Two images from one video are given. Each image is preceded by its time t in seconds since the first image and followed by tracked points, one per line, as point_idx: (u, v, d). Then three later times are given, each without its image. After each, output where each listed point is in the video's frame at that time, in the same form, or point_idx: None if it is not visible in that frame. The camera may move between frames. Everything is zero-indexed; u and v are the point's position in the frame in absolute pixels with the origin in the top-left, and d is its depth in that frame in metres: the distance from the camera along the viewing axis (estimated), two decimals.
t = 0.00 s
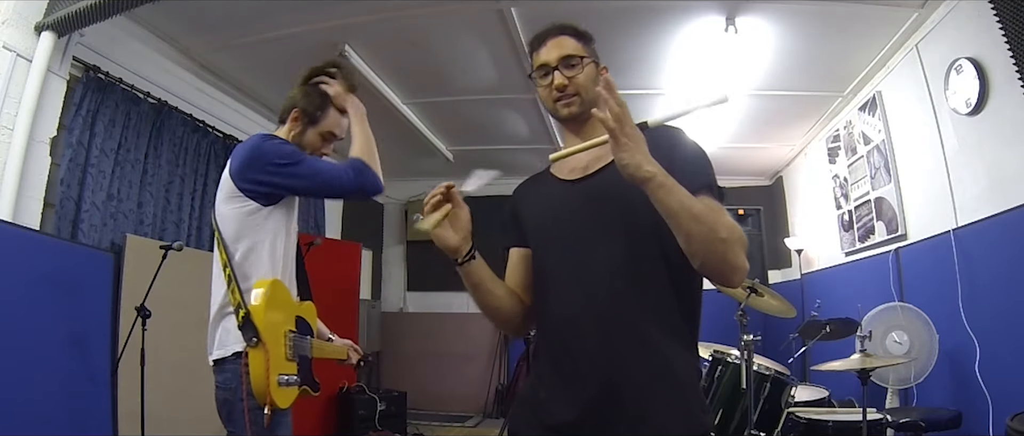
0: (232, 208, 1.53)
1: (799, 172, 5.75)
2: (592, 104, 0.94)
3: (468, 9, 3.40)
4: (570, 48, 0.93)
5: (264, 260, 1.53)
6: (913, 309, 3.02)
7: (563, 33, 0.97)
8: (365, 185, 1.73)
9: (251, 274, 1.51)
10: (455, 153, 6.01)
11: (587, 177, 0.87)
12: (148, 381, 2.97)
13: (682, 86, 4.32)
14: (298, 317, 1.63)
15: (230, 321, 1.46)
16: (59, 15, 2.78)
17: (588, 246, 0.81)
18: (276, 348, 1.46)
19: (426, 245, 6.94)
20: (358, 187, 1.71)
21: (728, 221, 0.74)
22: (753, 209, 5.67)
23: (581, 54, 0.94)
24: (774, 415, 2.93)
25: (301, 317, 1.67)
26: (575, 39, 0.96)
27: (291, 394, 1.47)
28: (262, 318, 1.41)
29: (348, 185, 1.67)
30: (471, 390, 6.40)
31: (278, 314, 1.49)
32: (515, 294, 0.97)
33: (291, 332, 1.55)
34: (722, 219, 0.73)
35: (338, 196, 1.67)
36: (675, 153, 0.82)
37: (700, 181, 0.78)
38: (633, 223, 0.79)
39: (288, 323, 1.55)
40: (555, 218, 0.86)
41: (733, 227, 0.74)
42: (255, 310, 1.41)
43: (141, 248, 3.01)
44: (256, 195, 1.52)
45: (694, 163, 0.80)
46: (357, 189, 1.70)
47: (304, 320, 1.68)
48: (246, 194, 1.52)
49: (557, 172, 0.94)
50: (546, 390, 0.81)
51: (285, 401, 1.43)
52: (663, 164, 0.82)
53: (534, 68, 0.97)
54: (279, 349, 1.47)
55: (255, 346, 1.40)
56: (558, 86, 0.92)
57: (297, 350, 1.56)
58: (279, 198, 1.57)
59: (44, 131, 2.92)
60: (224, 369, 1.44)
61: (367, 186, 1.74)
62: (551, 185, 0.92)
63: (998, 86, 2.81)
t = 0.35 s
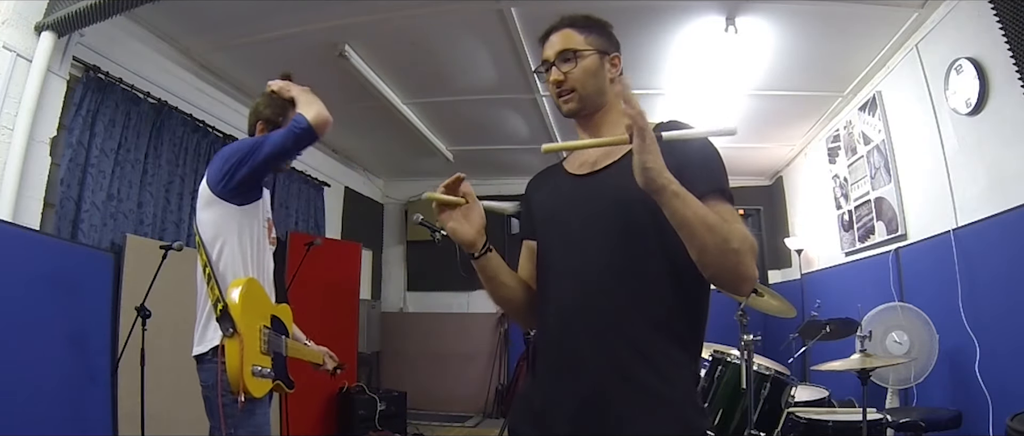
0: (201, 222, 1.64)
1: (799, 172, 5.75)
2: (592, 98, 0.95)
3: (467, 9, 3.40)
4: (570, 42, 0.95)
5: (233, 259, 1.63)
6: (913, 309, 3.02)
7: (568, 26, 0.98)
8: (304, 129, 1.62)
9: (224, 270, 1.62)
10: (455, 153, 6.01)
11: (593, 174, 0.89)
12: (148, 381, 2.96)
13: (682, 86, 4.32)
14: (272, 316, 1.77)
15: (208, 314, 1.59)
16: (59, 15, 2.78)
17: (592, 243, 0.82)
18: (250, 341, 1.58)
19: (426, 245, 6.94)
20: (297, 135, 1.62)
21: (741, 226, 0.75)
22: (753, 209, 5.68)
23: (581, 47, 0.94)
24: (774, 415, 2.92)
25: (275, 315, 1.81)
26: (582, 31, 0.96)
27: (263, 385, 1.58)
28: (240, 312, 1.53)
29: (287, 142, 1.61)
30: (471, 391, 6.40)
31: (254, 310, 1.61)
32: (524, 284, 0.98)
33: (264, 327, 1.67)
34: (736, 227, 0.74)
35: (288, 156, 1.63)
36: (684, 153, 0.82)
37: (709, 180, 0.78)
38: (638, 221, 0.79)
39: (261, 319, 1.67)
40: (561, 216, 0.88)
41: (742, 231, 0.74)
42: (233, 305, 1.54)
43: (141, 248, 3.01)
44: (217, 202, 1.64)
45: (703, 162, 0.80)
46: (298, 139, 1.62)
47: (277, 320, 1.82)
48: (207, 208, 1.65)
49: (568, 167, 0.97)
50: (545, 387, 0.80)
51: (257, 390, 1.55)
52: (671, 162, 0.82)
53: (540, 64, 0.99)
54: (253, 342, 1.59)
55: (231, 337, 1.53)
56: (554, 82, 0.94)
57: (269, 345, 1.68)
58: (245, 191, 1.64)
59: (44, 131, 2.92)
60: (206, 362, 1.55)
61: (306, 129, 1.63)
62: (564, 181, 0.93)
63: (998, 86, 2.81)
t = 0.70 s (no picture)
0: (193, 223, 1.57)
1: (799, 172, 5.75)
2: (588, 95, 0.95)
3: (467, 9, 3.40)
4: (568, 38, 0.95)
5: (222, 253, 1.56)
6: (913, 309, 3.02)
7: (567, 22, 0.99)
8: (252, 103, 1.48)
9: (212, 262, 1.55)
10: (455, 153, 6.01)
11: (590, 171, 0.90)
12: (148, 381, 2.96)
13: (682, 86, 4.32)
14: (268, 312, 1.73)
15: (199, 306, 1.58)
16: (59, 15, 2.78)
17: (592, 244, 0.83)
18: (234, 331, 1.54)
19: (425, 245, 6.94)
20: (248, 113, 1.48)
21: (731, 248, 0.72)
22: (753, 209, 5.68)
23: (580, 43, 0.95)
24: (774, 415, 2.92)
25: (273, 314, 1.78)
26: (583, 28, 0.97)
27: (245, 377, 1.54)
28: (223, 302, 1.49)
29: (241, 122, 1.48)
30: (471, 390, 6.40)
31: (243, 303, 1.57)
32: (521, 284, 0.98)
33: (253, 321, 1.63)
34: (718, 261, 0.69)
35: (251, 138, 1.50)
36: (683, 149, 0.82)
37: (707, 178, 0.77)
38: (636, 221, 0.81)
39: (252, 313, 1.63)
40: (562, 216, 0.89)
41: (729, 246, 0.72)
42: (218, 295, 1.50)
43: (141, 248, 3.01)
44: (202, 202, 1.57)
45: (702, 159, 0.79)
46: (251, 117, 1.48)
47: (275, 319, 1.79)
48: (195, 210, 1.57)
49: (567, 164, 0.98)
50: (545, 387, 0.81)
51: (238, 382, 1.51)
52: (671, 163, 0.82)
53: (540, 60, 1.01)
54: (237, 334, 1.55)
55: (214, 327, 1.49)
56: (551, 78, 0.96)
57: (258, 339, 1.64)
58: (227, 185, 1.56)
59: (44, 130, 2.92)
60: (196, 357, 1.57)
61: (255, 103, 1.48)
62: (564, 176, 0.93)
63: (998, 86, 2.81)
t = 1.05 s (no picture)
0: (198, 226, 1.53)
1: (799, 172, 5.75)
2: (575, 88, 0.96)
3: (466, 9, 3.40)
4: (558, 33, 0.98)
5: (224, 254, 1.52)
6: (913, 309, 3.02)
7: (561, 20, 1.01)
8: (240, 93, 1.45)
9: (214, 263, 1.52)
10: (455, 153, 6.02)
11: (584, 170, 0.90)
12: (148, 380, 2.96)
13: (682, 86, 4.32)
14: (269, 312, 1.67)
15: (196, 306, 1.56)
16: (59, 15, 2.78)
17: (586, 244, 0.84)
18: (224, 332, 1.48)
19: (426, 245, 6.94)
20: (237, 103, 1.45)
21: (743, 260, 0.77)
22: (753, 209, 5.68)
23: (569, 37, 0.97)
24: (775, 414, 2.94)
25: (277, 314, 1.71)
26: (578, 24, 0.98)
27: (236, 380, 1.48)
28: (209, 301, 1.43)
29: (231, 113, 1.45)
30: (471, 391, 6.40)
31: (234, 303, 1.51)
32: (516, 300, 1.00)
33: (249, 322, 1.57)
34: (741, 297, 0.75)
35: (244, 129, 1.47)
36: (678, 148, 0.82)
37: (699, 177, 0.78)
38: (628, 220, 0.82)
39: (248, 313, 1.57)
40: (559, 216, 0.89)
41: (740, 259, 0.77)
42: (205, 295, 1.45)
43: (141, 248, 3.01)
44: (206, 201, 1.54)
45: (694, 157, 0.80)
46: (240, 107, 1.45)
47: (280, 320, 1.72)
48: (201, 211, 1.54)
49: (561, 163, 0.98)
50: (539, 386, 0.83)
51: (226, 384, 1.45)
52: (665, 161, 0.83)
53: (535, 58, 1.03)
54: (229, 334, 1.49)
55: (200, 327, 1.44)
56: (540, 71, 0.99)
57: (257, 341, 1.58)
58: (228, 182, 1.52)
59: (44, 131, 2.92)
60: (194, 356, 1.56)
61: (242, 93, 1.45)
62: (560, 176, 0.94)
63: (998, 86, 2.81)
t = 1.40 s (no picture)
0: (210, 221, 1.52)
1: (799, 172, 5.75)
2: (602, 83, 0.96)
3: (466, 9, 3.40)
4: (582, 26, 0.96)
5: (236, 249, 1.52)
6: (913, 309, 3.02)
7: (578, 14, 1.00)
8: (249, 86, 1.42)
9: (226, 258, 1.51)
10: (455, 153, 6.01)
11: (588, 167, 0.90)
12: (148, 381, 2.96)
13: (681, 86, 4.32)
14: (283, 312, 1.66)
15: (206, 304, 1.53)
16: (59, 15, 2.78)
17: (589, 244, 0.84)
18: (238, 330, 1.48)
19: (426, 245, 6.94)
20: (246, 97, 1.42)
21: (730, 263, 0.77)
22: (753, 209, 5.68)
23: (592, 31, 0.96)
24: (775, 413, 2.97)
25: (290, 315, 1.70)
26: (588, 20, 0.99)
27: (246, 380, 1.47)
28: (223, 299, 1.43)
29: (241, 107, 1.42)
30: (471, 390, 6.40)
31: (248, 302, 1.51)
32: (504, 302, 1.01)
33: (263, 321, 1.56)
34: (723, 297, 0.75)
35: (256, 123, 1.44)
36: (682, 150, 0.83)
37: (703, 180, 0.79)
38: (631, 221, 0.82)
39: (262, 313, 1.56)
40: (558, 214, 0.89)
41: (728, 262, 0.77)
42: (219, 293, 1.45)
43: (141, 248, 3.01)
44: (219, 199, 1.52)
45: (698, 160, 0.81)
46: (250, 100, 1.42)
47: (293, 321, 1.71)
48: (212, 210, 1.52)
49: (562, 160, 0.98)
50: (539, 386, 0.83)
51: (237, 383, 1.44)
52: (667, 161, 0.84)
53: (545, 45, 0.99)
54: (242, 333, 1.49)
55: (214, 325, 1.44)
56: (570, 59, 0.95)
57: (269, 341, 1.57)
58: (242, 178, 1.51)
59: (44, 131, 2.92)
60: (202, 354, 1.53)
61: (251, 85, 1.42)
62: (560, 173, 0.94)
63: (998, 87, 2.81)
